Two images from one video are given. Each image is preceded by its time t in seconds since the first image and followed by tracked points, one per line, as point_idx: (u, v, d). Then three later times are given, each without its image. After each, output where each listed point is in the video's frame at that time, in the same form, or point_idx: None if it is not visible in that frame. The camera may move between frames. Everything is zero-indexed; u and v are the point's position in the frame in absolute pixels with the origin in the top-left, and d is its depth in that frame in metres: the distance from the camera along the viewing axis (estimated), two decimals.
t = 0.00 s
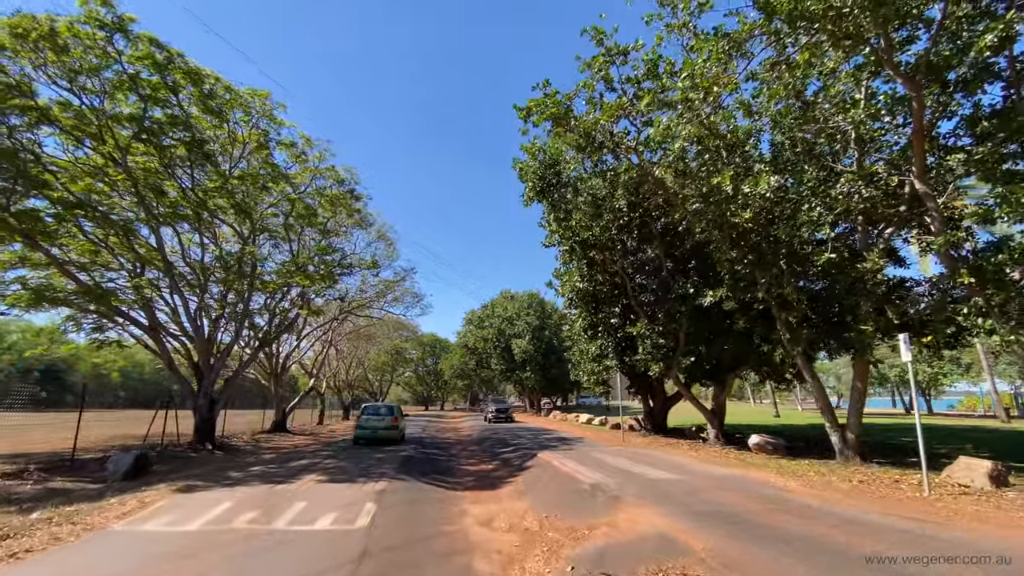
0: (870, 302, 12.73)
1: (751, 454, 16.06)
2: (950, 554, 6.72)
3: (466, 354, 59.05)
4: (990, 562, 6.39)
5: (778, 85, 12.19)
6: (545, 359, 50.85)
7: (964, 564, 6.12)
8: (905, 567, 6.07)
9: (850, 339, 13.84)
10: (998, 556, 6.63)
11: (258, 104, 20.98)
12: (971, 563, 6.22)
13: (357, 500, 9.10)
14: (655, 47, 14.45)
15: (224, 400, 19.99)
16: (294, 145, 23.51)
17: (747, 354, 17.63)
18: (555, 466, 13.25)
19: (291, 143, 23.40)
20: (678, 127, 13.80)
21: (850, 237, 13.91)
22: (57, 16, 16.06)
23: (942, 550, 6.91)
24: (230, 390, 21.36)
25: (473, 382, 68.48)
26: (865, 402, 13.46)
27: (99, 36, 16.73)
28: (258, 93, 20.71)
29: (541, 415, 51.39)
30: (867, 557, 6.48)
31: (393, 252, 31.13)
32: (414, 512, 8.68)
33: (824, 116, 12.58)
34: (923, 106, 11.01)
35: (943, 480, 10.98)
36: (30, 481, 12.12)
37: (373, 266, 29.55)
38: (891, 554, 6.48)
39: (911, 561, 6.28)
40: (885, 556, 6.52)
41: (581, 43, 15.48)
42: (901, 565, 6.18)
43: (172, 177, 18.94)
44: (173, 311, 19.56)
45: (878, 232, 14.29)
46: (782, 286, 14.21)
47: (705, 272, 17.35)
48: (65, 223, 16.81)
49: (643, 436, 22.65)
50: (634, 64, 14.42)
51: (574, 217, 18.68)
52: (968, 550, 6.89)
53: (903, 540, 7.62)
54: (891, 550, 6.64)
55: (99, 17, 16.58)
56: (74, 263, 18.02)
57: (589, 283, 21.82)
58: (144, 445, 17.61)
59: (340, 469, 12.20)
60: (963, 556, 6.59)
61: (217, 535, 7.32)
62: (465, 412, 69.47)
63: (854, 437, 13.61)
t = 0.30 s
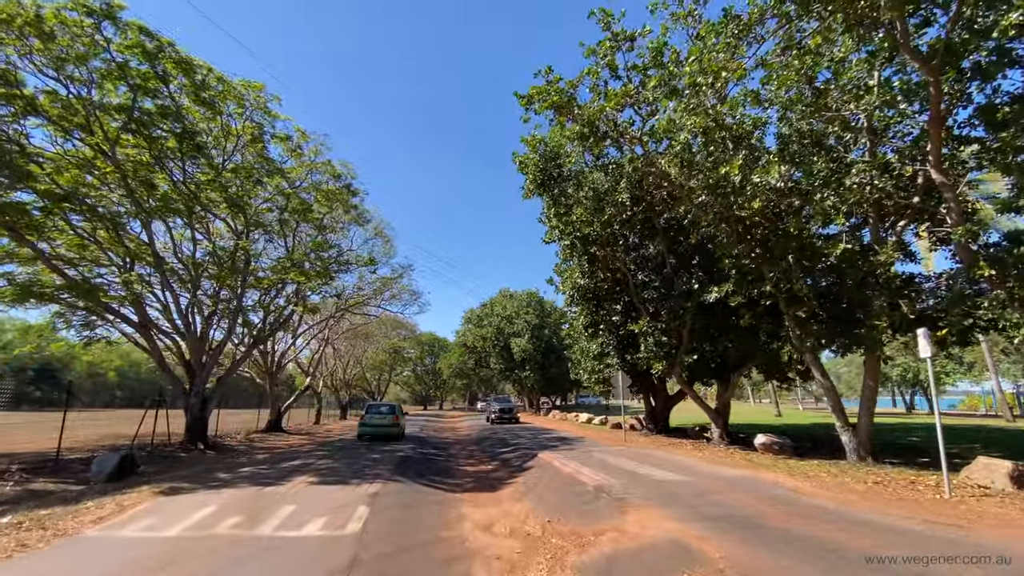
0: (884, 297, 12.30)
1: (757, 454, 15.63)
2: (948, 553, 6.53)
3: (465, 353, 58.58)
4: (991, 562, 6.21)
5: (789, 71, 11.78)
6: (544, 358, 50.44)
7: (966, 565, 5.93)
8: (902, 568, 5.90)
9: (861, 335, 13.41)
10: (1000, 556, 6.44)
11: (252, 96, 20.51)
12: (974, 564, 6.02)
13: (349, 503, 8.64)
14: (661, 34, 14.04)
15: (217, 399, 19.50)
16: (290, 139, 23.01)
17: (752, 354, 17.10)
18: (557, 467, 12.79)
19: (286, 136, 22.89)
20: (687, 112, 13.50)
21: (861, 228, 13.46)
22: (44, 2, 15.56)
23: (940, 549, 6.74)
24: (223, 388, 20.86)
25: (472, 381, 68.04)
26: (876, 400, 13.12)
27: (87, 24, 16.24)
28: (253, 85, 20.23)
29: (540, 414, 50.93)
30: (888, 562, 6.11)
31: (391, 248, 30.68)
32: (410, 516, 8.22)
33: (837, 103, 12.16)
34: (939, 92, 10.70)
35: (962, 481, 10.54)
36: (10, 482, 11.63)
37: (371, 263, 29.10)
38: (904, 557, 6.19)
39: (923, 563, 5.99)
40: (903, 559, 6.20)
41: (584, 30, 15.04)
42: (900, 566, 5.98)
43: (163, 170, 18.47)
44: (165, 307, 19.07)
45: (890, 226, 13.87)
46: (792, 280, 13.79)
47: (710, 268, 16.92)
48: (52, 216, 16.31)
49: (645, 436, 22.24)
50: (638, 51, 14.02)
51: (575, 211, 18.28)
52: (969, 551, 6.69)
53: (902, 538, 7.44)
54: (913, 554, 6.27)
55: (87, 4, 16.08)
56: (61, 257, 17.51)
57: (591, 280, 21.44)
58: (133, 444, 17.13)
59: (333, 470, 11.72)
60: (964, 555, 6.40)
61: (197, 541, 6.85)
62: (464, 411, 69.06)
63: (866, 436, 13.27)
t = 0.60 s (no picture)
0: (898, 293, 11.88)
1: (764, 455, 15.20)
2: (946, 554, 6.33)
3: (464, 353, 58.07)
4: (991, 562, 6.01)
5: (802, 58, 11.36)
6: (544, 357, 49.96)
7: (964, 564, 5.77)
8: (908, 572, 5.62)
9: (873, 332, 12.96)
10: (1001, 556, 6.23)
11: (246, 89, 20.02)
12: (970, 563, 5.87)
13: (341, 509, 8.14)
14: (668, 21, 13.59)
15: (209, 398, 19.00)
16: (285, 133, 22.50)
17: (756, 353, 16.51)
18: (558, 469, 12.34)
19: (281, 130, 22.38)
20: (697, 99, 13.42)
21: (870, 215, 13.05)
22: None
23: (936, 549, 6.57)
24: (216, 388, 20.34)
25: (471, 380, 67.56)
26: (888, 399, 12.71)
27: (75, 12, 15.72)
28: (246, 77, 19.71)
29: (540, 414, 50.42)
30: (908, 570, 5.70)
31: (388, 245, 30.19)
32: (405, 523, 7.77)
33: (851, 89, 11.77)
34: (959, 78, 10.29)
35: (982, 483, 10.10)
36: None
37: (368, 260, 28.61)
38: (922, 561, 5.84)
39: (943, 568, 5.62)
40: (922, 565, 5.82)
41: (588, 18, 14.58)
42: (903, 568, 5.74)
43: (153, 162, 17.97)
44: (155, 304, 18.56)
45: (902, 220, 13.46)
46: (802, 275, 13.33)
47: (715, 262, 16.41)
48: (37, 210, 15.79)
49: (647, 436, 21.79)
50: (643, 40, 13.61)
51: (577, 206, 17.81)
52: (969, 551, 6.51)
53: (905, 541, 7.16)
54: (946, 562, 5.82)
55: None
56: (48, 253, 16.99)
57: (592, 275, 21.05)
58: (122, 445, 16.64)
59: (325, 473, 11.22)
60: (961, 555, 6.23)
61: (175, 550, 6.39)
62: (463, 411, 68.56)
63: (877, 436, 12.84)
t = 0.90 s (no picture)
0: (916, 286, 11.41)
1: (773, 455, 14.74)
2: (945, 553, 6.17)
3: (464, 352, 57.58)
4: (991, 563, 5.85)
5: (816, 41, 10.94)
6: (544, 356, 49.49)
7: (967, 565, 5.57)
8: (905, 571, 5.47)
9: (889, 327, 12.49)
10: (1001, 556, 6.09)
11: (241, 80, 19.56)
12: (972, 563, 5.68)
13: (333, 514, 7.66)
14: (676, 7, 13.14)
15: (202, 396, 18.52)
16: (281, 125, 21.99)
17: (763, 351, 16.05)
18: (562, 470, 11.86)
19: (277, 123, 21.87)
20: (705, 86, 13.04)
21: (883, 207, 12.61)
22: None
23: (933, 548, 6.42)
24: (209, 386, 19.83)
25: (471, 379, 67.09)
26: (904, 398, 12.30)
27: None
28: (241, 68, 19.18)
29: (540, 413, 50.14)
30: (908, 570, 5.52)
31: (386, 242, 29.73)
32: (400, 528, 7.30)
33: (867, 74, 11.33)
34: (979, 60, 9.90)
35: (1007, 485, 9.64)
36: None
37: (366, 257, 28.14)
38: (922, 560, 5.69)
39: (943, 567, 5.46)
40: (922, 565, 5.63)
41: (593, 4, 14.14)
42: (902, 567, 5.57)
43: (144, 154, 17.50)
44: (147, 300, 18.07)
45: (917, 211, 13.00)
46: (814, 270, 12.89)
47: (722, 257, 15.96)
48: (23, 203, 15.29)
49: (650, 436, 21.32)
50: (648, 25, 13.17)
51: (579, 200, 17.34)
52: (968, 551, 6.36)
53: (911, 541, 6.93)
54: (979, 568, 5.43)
55: None
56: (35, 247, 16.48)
57: (595, 271, 20.60)
58: (111, 445, 16.16)
59: (319, 475, 10.74)
60: (962, 556, 6.07)
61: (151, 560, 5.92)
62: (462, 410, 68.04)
63: (892, 436, 12.45)
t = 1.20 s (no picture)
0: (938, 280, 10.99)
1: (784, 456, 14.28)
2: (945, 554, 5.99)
3: (464, 350, 57.11)
4: (990, 562, 5.67)
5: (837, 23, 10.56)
6: (545, 354, 49.08)
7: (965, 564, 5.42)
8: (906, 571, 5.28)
9: (909, 323, 12.01)
10: (999, 555, 5.93)
11: (238, 71, 19.06)
12: (973, 563, 5.50)
13: (328, 520, 7.21)
14: None
15: (196, 394, 18.06)
16: (278, 118, 21.47)
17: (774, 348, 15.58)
18: (568, 471, 11.40)
19: (275, 115, 21.34)
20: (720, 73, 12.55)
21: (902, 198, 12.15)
22: None
23: (930, 547, 6.31)
24: (204, 385, 19.33)
25: (471, 377, 66.68)
26: (922, 397, 11.95)
27: None
28: (238, 58, 18.67)
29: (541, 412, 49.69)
30: (910, 570, 5.33)
31: (386, 239, 29.26)
32: (400, 536, 6.85)
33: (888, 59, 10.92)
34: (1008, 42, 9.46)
35: None
36: None
37: (365, 254, 27.68)
38: (921, 559, 5.52)
39: (943, 567, 5.30)
40: (921, 564, 5.44)
41: None
42: (903, 567, 5.38)
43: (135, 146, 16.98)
44: (140, 296, 17.59)
45: (936, 202, 12.51)
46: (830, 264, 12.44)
47: (732, 251, 15.49)
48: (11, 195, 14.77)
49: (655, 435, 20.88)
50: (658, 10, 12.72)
51: (583, 193, 16.84)
52: (966, 551, 6.19)
53: (920, 543, 6.65)
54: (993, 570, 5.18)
55: None
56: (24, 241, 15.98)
57: (599, 267, 20.12)
58: (102, 445, 15.68)
59: (315, 477, 10.26)
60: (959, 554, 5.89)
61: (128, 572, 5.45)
62: (462, 410, 67.62)
63: (911, 437, 12.11)
